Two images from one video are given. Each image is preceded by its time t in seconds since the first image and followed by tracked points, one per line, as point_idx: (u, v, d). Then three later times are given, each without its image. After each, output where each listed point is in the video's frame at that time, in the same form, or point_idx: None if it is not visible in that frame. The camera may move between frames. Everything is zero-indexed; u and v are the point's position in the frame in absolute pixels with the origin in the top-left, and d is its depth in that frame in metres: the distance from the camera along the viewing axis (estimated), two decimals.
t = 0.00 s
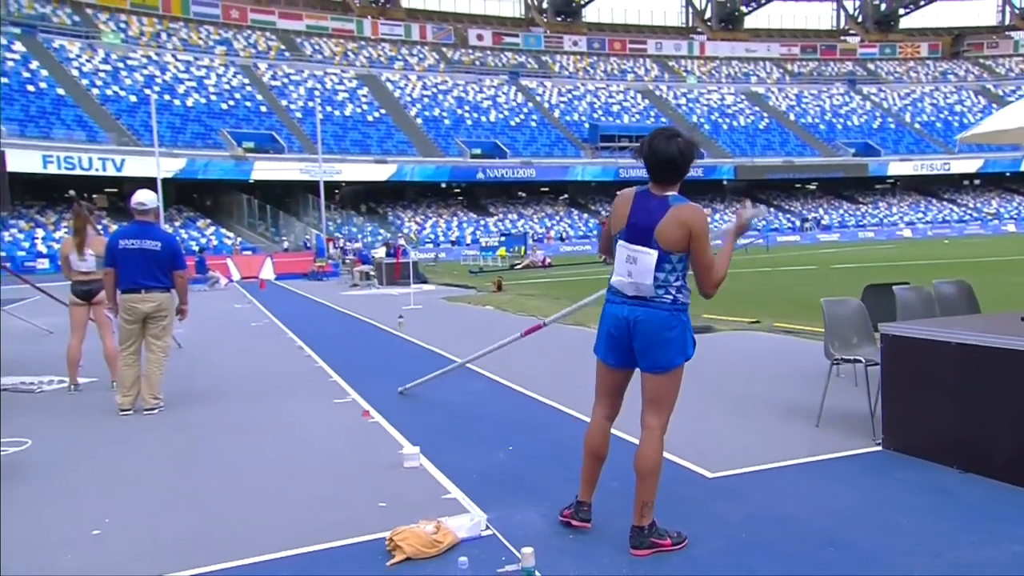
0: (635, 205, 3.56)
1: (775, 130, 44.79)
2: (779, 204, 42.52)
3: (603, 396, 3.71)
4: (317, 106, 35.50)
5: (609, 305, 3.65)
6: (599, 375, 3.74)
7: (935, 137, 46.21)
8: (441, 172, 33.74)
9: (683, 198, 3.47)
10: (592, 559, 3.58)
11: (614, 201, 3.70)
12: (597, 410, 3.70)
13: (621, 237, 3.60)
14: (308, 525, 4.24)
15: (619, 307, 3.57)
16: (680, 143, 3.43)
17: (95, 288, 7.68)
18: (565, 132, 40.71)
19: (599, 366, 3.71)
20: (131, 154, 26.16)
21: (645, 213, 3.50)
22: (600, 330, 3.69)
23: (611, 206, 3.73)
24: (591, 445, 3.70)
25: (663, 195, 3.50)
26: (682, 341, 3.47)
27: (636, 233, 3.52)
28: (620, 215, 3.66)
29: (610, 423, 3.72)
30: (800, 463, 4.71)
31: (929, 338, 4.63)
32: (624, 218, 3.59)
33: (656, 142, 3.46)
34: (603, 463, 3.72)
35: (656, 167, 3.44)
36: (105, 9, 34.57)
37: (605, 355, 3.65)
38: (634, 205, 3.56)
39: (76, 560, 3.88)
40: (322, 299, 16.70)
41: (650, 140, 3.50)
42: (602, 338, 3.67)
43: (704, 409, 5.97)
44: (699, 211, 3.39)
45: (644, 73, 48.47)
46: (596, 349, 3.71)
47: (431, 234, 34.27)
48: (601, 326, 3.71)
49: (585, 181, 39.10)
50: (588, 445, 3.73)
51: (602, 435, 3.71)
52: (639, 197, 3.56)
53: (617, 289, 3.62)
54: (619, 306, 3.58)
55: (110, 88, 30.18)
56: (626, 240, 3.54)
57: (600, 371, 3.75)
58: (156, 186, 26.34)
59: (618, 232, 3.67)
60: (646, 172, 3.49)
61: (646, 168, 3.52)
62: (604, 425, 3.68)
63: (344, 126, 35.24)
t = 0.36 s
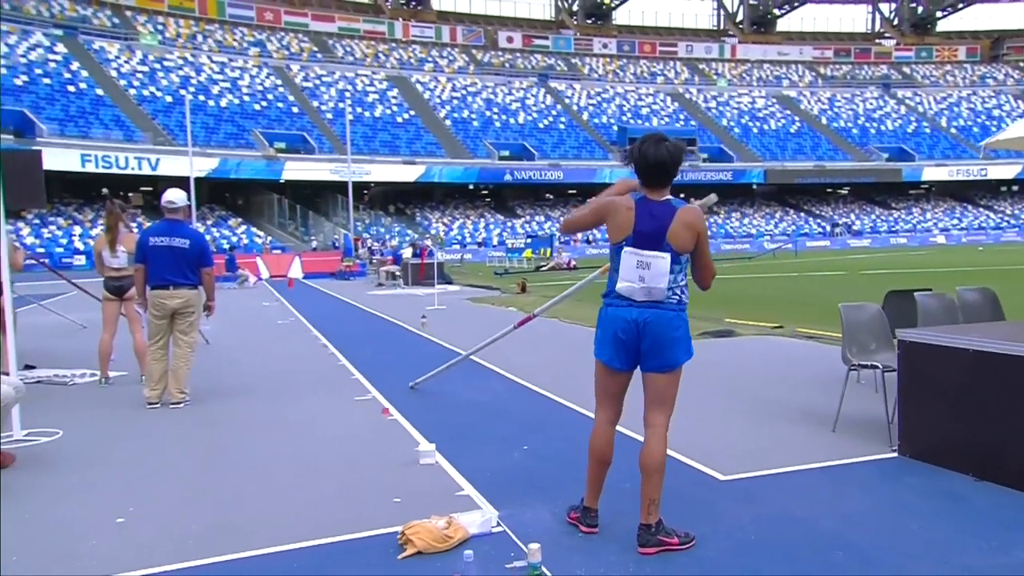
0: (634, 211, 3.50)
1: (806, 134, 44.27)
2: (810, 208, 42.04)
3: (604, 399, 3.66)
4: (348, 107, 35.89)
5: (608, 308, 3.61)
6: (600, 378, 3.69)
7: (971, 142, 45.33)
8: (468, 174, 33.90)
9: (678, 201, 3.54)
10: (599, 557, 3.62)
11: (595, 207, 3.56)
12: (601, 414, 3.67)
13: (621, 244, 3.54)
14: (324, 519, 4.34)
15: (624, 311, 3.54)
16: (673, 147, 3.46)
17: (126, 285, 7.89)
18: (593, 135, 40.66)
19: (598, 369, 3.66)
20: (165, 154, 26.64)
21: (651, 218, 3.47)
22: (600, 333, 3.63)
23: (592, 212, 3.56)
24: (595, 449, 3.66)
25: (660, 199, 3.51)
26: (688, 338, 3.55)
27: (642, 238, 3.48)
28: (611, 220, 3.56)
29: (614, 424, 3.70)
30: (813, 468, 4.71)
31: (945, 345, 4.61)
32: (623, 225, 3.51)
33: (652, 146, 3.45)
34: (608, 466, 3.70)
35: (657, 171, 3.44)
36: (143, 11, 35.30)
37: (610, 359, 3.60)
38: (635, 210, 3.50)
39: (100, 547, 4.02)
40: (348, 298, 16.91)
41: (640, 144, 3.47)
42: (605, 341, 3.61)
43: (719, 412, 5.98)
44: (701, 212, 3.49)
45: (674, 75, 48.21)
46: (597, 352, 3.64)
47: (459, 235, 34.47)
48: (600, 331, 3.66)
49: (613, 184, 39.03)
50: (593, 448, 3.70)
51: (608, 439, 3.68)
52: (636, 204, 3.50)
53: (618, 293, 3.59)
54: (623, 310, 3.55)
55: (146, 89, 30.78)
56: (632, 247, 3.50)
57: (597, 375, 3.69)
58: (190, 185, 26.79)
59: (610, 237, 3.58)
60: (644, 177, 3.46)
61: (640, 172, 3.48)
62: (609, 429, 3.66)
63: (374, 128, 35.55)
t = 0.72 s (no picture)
0: (619, 212, 3.53)
1: (840, 132, 43.57)
2: (843, 208, 41.44)
3: (593, 398, 3.65)
4: (379, 105, 36.15)
5: (591, 305, 3.63)
6: (588, 376, 3.67)
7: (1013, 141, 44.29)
8: (498, 171, 34.01)
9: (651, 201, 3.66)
10: (607, 556, 3.63)
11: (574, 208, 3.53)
12: (597, 413, 3.65)
13: (607, 245, 3.55)
14: (340, 511, 4.41)
15: (611, 309, 3.56)
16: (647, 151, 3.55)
17: (155, 280, 8.06)
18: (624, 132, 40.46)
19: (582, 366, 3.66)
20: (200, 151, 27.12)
21: (636, 220, 3.52)
22: (583, 331, 3.62)
23: (568, 213, 3.53)
24: (594, 448, 3.67)
25: (639, 199, 3.58)
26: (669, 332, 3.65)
27: (628, 237, 3.53)
28: (594, 223, 3.55)
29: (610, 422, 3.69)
30: (829, 471, 4.66)
31: (966, 348, 4.54)
32: (608, 227, 3.53)
33: (630, 149, 3.52)
34: (609, 466, 3.71)
35: (635, 174, 3.53)
36: (181, 10, 35.95)
37: (595, 355, 3.58)
38: (619, 212, 3.52)
39: (123, 535, 4.13)
40: (376, 294, 17.08)
41: (612, 147, 3.54)
42: (590, 339, 3.60)
43: (738, 413, 5.95)
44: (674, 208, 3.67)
45: (707, 73, 47.79)
46: (582, 349, 3.62)
47: (488, 232, 34.62)
48: (581, 329, 3.65)
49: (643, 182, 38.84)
50: (591, 449, 3.70)
51: (606, 439, 3.68)
52: (619, 207, 3.53)
53: (602, 292, 3.60)
54: (609, 309, 3.57)
55: (183, 87, 31.32)
56: (620, 247, 3.52)
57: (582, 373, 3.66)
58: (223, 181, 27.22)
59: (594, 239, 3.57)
60: (622, 178, 3.54)
61: (616, 174, 3.55)
62: (604, 427, 3.66)
63: (405, 125, 35.78)
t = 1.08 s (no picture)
0: (613, 206, 3.55)
1: (873, 125, 42.71)
2: (876, 203, 40.74)
3: (597, 394, 3.61)
4: (407, 102, 36.30)
5: (588, 301, 3.60)
6: (591, 374, 3.62)
7: None
8: (524, 168, 33.93)
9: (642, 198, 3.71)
10: (620, 554, 3.61)
11: (573, 209, 3.53)
12: (604, 411, 3.63)
13: (601, 239, 3.55)
14: (357, 506, 4.45)
15: (610, 304, 3.54)
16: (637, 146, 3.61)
17: (182, 276, 8.19)
18: (651, 128, 40.16)
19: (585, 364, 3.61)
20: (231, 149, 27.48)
21: (629, 212, 3.56)
22: (583, 329, 3.58)
23: (569, 215, 3.52)
24: (602, 447, 3.64)
25: (632, 193, 3.62)
26: (667, 324, 3.67)
27: (624, 231, 3.54)
28: (589, 219, 3.55)
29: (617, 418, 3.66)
30: (850, 470, 4.59)
31: (992, 346, 4.45)
32: (604, 221, 3.54)
33: (623, 145, 3.56)
34: (617, 464, 3.68)
35: (629, 169, 3.57)
36: (213, 10, 36.42)
37: (598, 352, 3.54)
38: (614, 206, 3.54)
39: (146, 529, 4.22)
40: (401, 290, 17.20)
41: (607, 144, 3.57)
42: (590, 334, 3.55)
43: (758, 411, 5.89)
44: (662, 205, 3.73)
45: (736, 67, 47.23)
46: (582, 347, 3.57)
47: (514, 229, 34.69)
48: (580, 326, 3.61)
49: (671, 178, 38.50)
50: (600, 446, 3.66)
51: (614, 436, 3.64)
52: (613, 199, 3.55)
53: (599, 286, 3.58)
54: (609, 303, 3.55)
55: (215, 85, 31.73)
56: (615, 240, 3.53)
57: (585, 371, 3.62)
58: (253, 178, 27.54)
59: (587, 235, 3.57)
60: (615, 175, 3.57)
61: (608, 172, 3.57)
62: (612, 425, 3.63)
63: (432, 122, 35.88)
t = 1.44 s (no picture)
0: (638, 201, 3.51)
1: (904, 118, 41.80)
2: (906, 196, 40.04)
3: (620, 393, 3.57)
4: (431, 100, 36.37)
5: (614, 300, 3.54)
6: (614, 374, 3.58)
7: None
8: (548, 164, 33.73)
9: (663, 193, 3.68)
10: (636, 552, 3.59)
11: (600, 208, 3.46)
12: (626, 411, 3.59)
13: (625, 236, 3.51)
14: (375, 502, 4.47)
15: (638, 303, 3.50)
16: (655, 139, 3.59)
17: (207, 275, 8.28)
18: (676, 123, 39.85)
19: (609, 362, 3.57)
20: (258, 147, 27.71)
21: (654, 208, 3.53)
22: (609, 330, 3.52)
23: (598, 216, 3.46)
24: (623, 446, 3.62)
25: (653, 188, 3.59)
26: (689, 323, 3.64)
27: (649, 229, 3.51)
28: (615, 217, 3.50)
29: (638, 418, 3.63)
30: (873, 468, 4.52)
31: (1019, 343, 4.35)
32: (629, 219, 3.50)
33: (644, 139, 3.52)
34: (637, 464, 3.66)
35: (650, 162, 3.53)
36: (240, 10, 36.74)
37: (625, 351, 3.50)
38: (639, 202, 3.50)
39: (168, 524, 4.27)
40: (424, 287, 17.25)
41: (628, 137, 3.50)
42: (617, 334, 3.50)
43: (780, 408, 5.82)
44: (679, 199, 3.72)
45: (762, 60, 46.71)
46: (608, 346, 3.52)
47: (538, 225, 34.67)
48: (604, 325, 3.56)
49: (696, 173, 38.10)
50: (622, 447, 3.63)
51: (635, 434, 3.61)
52: (637, 195, 3.51)
53: (623, 286, 3.53)
54: (635, 302, 3.50)
55: (242, 85, 32.01)
56: (641, 237, 3.50)
57: (609, 369, 3.58)
58: (280, 177, 27.75)
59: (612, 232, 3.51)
60: (637, 173, 3.54)
61: (630, 169, 3.53)
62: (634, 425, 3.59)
63: (456, 119, 35.94)
